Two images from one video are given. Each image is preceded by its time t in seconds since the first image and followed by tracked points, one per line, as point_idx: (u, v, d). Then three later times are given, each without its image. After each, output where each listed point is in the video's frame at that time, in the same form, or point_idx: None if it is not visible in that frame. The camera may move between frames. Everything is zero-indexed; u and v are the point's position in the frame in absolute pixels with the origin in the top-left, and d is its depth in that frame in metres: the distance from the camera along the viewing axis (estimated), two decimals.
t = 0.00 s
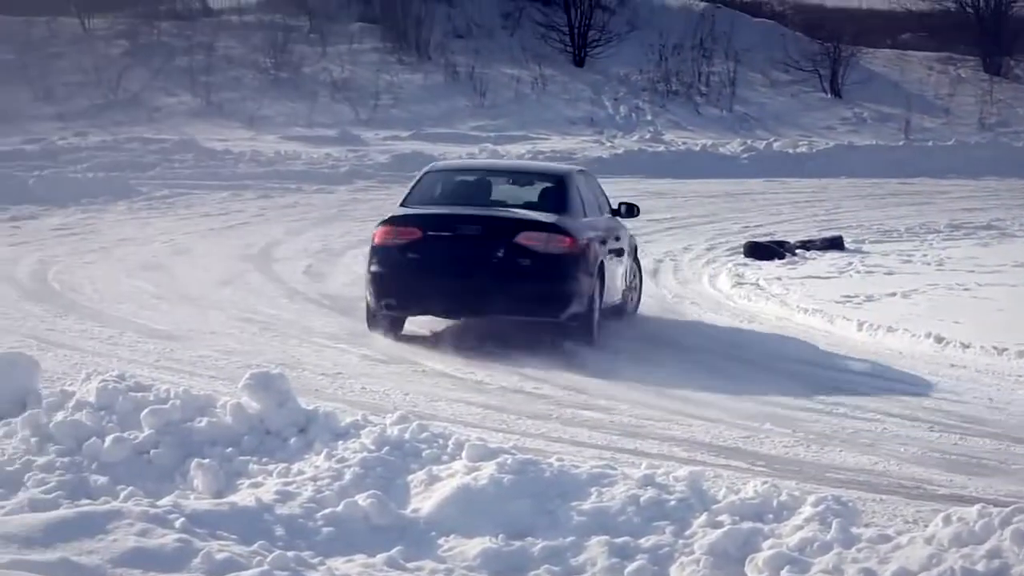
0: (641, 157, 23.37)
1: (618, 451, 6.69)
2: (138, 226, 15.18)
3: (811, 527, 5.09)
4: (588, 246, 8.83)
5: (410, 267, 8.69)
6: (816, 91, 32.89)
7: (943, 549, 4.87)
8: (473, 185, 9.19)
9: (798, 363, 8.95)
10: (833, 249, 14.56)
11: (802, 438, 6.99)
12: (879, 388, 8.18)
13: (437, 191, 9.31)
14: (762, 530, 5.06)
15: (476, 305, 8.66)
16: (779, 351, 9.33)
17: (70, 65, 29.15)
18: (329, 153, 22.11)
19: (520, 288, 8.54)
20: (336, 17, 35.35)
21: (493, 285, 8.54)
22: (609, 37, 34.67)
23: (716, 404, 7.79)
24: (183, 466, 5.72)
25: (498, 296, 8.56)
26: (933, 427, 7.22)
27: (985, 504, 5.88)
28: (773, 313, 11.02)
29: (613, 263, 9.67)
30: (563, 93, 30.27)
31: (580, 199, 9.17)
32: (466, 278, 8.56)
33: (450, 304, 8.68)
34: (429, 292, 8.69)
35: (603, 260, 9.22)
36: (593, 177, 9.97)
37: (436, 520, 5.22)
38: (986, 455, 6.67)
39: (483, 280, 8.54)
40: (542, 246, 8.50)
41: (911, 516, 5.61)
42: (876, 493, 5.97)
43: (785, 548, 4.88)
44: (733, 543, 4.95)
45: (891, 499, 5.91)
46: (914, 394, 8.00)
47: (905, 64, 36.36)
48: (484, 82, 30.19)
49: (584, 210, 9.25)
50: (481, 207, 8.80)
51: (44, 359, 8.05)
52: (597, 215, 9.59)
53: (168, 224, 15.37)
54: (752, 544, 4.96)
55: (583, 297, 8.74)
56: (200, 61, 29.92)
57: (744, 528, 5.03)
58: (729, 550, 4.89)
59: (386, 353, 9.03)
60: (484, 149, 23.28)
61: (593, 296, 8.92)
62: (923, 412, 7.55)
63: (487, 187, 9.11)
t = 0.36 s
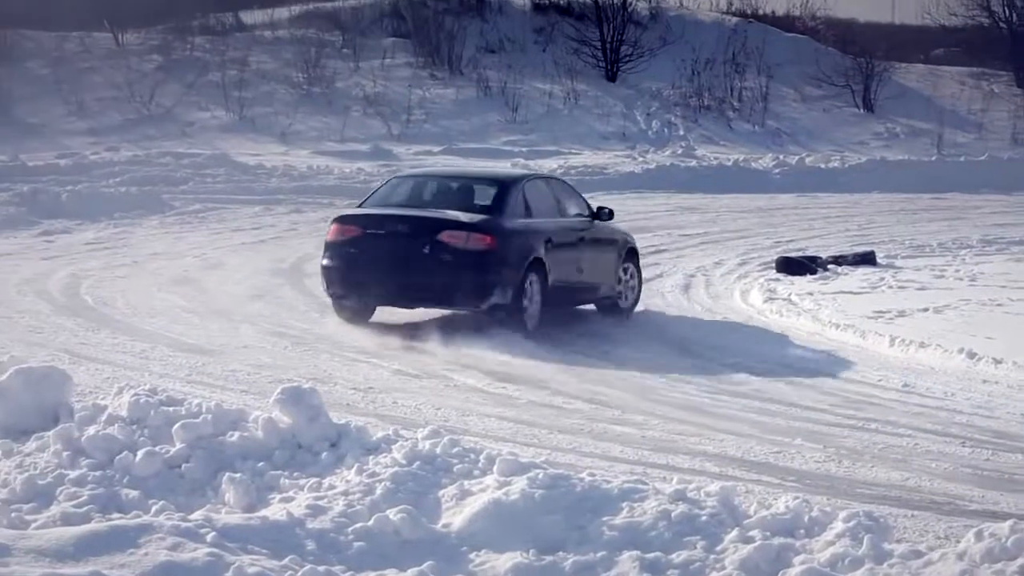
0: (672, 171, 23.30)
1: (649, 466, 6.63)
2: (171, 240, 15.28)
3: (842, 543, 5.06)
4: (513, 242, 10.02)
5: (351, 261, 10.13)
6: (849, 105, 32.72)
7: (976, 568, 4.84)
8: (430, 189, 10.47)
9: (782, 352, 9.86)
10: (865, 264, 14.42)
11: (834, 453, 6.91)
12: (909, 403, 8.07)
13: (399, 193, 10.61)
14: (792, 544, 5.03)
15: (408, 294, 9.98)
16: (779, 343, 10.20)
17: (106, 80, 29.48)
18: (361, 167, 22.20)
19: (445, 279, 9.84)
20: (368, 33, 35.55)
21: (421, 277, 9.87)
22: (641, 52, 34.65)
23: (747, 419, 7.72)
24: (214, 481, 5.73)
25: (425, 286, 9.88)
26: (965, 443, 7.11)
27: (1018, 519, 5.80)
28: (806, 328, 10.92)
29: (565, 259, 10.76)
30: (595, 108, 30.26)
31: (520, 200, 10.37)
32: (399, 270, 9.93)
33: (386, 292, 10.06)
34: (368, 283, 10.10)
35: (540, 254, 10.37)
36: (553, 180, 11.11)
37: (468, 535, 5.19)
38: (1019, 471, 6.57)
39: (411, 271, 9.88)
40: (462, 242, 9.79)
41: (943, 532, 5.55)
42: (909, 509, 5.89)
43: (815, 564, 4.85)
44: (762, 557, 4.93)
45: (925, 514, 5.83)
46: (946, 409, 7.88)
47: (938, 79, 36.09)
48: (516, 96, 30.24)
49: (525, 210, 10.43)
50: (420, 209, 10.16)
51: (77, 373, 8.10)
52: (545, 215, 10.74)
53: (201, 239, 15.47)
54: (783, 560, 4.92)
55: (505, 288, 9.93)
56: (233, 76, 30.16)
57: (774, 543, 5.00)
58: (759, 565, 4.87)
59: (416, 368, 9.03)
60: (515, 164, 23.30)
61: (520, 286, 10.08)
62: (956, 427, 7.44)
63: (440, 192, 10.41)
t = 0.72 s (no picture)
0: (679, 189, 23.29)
1: (655, 485, 6.61)
2: (176, 258, 15.31)
3: (848, 562, 5.05)
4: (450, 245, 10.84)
5: (306, 260, 11.08)
6: (855, 124, 32.76)
7: None
8: (393, 196, 11.35)
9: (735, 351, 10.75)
10: (871, 282, 14.40)
11: (839, 472, 6.89)
12: (915, 422, 8.06)
13: (369, 197, 11.52)
14: (798, 564, 5.03)
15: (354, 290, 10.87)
16: (740, 342, 11.08)
17: (113, 98, 29.60)
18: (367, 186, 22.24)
19: (382, 276, 10.72)
20: (375, 51, 35.68)
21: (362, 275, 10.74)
22: (647, 70, 34.73)
23: (752, 437, 7.71)
24: (218, 499, 5.72)
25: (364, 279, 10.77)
26: (971, 461, 7.09)
27: None
28: (812, 346, 10.90)
29: (518, 263, 11.50)
30: (600, 126, 30.32)
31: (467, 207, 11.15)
32: (344, 267, 10.83)
33: (336, 288, 10.97)
34: (319, 279, 11.02)
35: (482, 257, 11.14)
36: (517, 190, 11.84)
37: (471, 553, 5.20)
38: None
39: (355, 269, 10.77)
40: (399, 242, 10.66)
41: (948, 550, 5.53)
42: (915, 527, 5.87)
43: None
44: None
45: (930, 533, 5.81)
46: (951, 427, 7.87)
47: (943, 97, 36.12)
48: (522, 114, 30.32)
49: (473, 216, 11.22)
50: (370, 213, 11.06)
51: (82, 392, 8.09)
52: (498, 221, 11.50)
53: (206, 257, 15.49)
54: None
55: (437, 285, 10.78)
56: (240, 94, 30.28)
57: (779, 564, 4.98)
58: None
59: (421, 386, 9.02)
60: (521, 182, 23.30)
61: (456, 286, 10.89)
62: (961, 446, 7.42)
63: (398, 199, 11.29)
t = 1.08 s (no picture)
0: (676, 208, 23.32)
1: (652, 504, 6.61)
2: (173, 276, 15.32)
3: None
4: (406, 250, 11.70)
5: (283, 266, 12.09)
6: (852, 143, 32.85)
7: None
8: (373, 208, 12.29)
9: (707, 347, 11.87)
10: (868, 301, 14.44)
11: (836, 491, 6.88)
12: (912, 440, 8.06)
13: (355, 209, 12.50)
14: None
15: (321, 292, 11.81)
16: (724, 343, 12.15)
17: (110, 116, 29.67)
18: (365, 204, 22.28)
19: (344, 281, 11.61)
20: (372, 69, 35.79)
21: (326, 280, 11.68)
22: (644, 89, 34.85)
23: (749, 456, 7.71)
24: (215, 517, 5.71)
25: (329, 286, 11.59)
26: (968, 480, 7.08)
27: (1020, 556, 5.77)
28: (808, 365, 10.90)
29: (486, 268, 12.27)
30: (597, 144, 30.41)
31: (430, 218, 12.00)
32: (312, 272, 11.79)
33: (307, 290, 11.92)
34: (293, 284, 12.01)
35: (443, 262, 11.96)
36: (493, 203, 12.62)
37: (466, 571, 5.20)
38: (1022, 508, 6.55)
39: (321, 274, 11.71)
40: (354, 249, 11.60)
41: (945, 570, 5.52)
42: (912, 546, 5.87)
43: None
44: None
45: (926, 551, 5.81)
46: (949, 446, 7.87)
47: (939, 116, 36.27)
48: (520, 133, 30.42)
49: (437, 226, 12.08)
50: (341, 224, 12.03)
51: (79, 410, 8.08)
52: (467, 230, 12.30)
53: (203, 275, 15.51)
54: None
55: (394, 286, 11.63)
56: (237, 112, 30.35)
57: None
58: None
59: (419, 404, 9.02)
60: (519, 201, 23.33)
61: (413, 286, 11.72)
62: (958, 465, 7.42)
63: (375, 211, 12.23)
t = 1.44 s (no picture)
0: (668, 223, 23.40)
1: (644, 519, 6.61)
2: (166, 291, 15.32)
3: None
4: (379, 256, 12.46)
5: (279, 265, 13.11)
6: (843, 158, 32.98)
7: None
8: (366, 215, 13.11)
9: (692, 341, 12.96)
10: (860, 315, 14.48)
11: (828, 505, 6.90)
12: (904, 455, 8.08)
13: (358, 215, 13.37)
14: None
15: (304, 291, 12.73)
16: (708, 341, 12.99)
17: (102, 131, 29.69)
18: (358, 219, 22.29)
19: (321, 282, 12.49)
20: (365, 84, 35.85)
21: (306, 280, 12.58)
22: (636, 104, 34.97)
23: (741, 470, 7.72)
24: (207, 532, 5.70)
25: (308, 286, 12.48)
26: (959, 494, 7.11)
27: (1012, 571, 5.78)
28: (800, 380, 10.91)
29: (464, 274, 12.89)
30: (589, 159, 30.48)
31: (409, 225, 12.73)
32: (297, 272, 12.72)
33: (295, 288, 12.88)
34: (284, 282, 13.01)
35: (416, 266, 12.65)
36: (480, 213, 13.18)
37: None
38: (1014, 523, 6.56)
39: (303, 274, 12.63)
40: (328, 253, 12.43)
41: None
42: (903, 561, 5.88)
43: None
44: None
45: (917, 566, 5.82)
46: (941, 461, 7.89)
47: (930, 131, 36.43)
48: (512, 148, 30.49)
49: (416, 233, 12.75)
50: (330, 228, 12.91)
51: (70, 425, 8.05)
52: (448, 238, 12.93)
53: (195, 290, 15.49)
54: None
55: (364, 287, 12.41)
56: (230, 127, 30.38)
57: None
58: None
59: (410, 420, 9.00)
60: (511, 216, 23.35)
61: (382, 289, 12.51)
62: (950, 479, 7.44)
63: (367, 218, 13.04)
